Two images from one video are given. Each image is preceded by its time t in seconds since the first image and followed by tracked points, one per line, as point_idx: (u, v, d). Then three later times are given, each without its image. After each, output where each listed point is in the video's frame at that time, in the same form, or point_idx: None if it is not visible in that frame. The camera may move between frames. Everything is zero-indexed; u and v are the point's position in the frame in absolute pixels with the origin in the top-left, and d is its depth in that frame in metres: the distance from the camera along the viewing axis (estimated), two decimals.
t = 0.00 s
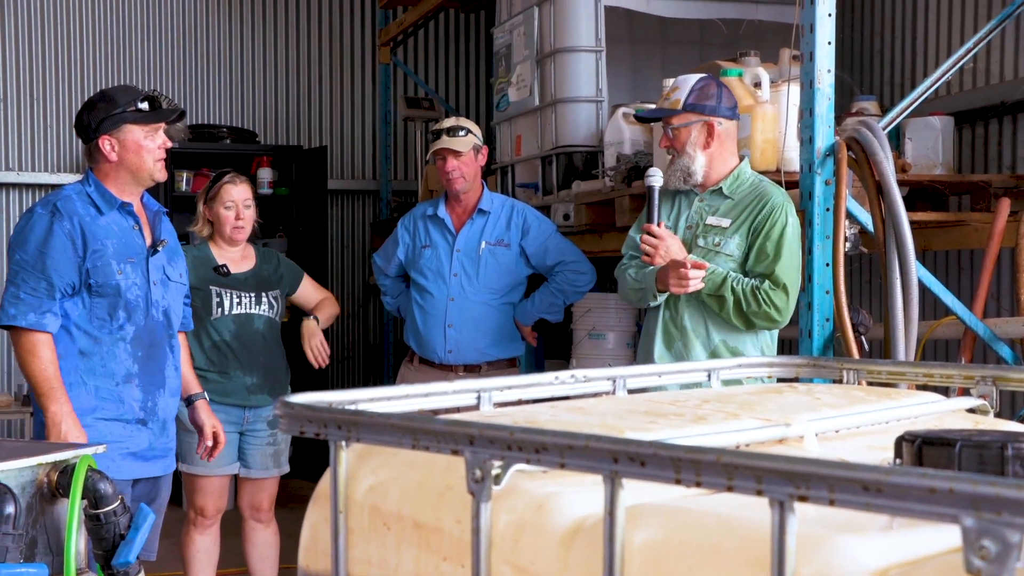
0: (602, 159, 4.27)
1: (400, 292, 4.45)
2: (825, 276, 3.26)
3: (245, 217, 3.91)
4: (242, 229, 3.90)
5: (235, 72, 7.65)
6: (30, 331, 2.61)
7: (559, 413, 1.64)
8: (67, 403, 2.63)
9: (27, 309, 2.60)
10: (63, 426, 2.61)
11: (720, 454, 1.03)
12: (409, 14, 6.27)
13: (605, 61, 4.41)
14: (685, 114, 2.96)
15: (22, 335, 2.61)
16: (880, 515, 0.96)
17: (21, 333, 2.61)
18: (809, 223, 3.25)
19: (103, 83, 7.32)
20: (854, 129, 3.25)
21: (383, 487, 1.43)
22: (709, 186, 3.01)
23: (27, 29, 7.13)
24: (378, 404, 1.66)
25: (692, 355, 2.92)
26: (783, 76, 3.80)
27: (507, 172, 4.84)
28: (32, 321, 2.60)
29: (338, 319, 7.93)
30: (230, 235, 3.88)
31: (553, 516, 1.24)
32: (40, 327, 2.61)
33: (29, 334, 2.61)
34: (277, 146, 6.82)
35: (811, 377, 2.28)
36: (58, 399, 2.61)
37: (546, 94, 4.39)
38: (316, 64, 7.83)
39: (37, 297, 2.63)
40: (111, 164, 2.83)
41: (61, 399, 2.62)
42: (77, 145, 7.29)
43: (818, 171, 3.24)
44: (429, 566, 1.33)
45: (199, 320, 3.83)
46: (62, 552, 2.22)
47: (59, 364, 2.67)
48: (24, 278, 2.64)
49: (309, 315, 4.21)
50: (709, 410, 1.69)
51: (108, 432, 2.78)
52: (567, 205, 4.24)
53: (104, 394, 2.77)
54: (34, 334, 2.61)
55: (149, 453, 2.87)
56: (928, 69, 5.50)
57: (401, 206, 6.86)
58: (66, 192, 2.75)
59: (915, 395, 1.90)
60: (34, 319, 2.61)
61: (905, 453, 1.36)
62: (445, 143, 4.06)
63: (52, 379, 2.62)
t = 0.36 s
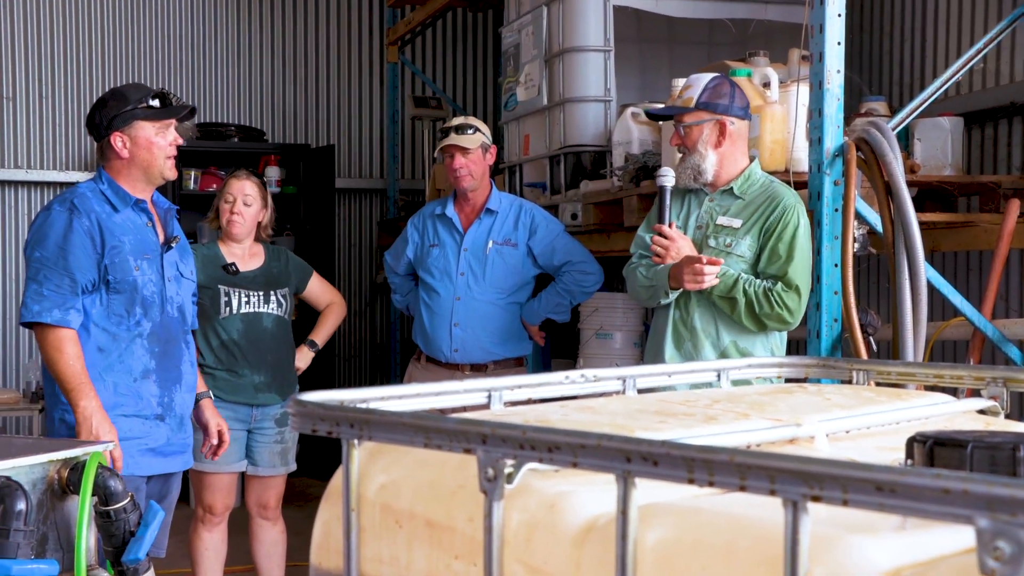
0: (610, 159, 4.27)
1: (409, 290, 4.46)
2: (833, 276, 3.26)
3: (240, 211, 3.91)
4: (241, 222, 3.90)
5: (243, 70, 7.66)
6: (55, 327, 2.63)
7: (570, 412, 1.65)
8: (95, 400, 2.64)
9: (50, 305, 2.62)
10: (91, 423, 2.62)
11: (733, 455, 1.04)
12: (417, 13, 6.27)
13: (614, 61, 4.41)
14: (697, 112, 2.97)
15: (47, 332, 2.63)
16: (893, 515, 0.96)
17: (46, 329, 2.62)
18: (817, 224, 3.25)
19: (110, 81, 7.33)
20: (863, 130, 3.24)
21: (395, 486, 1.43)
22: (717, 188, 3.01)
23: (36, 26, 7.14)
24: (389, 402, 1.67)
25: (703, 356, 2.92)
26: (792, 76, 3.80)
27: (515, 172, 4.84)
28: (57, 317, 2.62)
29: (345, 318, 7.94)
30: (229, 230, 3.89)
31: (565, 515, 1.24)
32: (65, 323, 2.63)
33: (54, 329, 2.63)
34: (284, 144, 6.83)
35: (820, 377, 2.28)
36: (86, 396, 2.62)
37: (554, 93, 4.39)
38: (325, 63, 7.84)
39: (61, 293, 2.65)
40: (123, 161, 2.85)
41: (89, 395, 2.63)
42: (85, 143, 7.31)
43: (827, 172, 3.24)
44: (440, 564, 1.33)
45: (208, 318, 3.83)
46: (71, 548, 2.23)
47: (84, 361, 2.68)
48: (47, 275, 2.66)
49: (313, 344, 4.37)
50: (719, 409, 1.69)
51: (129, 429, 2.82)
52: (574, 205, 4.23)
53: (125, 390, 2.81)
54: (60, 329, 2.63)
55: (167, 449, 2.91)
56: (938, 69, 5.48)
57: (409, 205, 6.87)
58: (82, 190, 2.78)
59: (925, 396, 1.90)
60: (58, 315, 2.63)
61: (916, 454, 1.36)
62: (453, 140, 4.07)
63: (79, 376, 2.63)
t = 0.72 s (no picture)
0: (617, 160, 4.28)
1: (418, 291, 4.47)
2: (841, 279, 3.26)
3: (261, 216, 3.94)
4: (259, 226, 3.92)
5: (250, 71, 7.67)
6: (67, 331, 2.66)
7: (581, 414, 1.65)
8: (88, 410, 2.67)
9: (63, 308, 2.65)
10: (82, 431, 2.66)
11: (747, 457, 1.04)
12: (424, 14, 6.28)
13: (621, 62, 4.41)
14: (708, 111, 2.96)
15: (56, 335, 2.66)
16: (908, 519, 0.96)
17: (57, 333, 2.65)
18: (825, 226, 3.24)
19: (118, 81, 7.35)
20: (871, 132, 3.24)
21: (407, 488, 1.43)
22: (725, 189, 3.01)
23: (44, 27, 7.17)
24: (400, 404, 1.67)
25: (714, 358, 2.92)
26: (800, 78, 3.79)
27: (523, 173, 4.85)
28: (69, 321, 2.65)
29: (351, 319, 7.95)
30: (245, 233, 3.91)
31: (577, 518, 1.24)
32: (75, 327, 2.66)
33: (64, 333, 2.66)
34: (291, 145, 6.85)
35: (830, 380, 2.28)
36: (80, 405, 2.66)
37: (562, 95, 4.40)
38: (332, 65, 7.85)
39: (73, 296, 2.68)
40: (132, 161, 2.88)
41: (83, 405, 2.66)
42: (93, 144, 7.33)
43: (835, 174, 3.22)
44: (452, 566, 1.34)
45: (216, 318, 3.84)
46: (80, 548, 2.23)
47: (85, 368, 2.71)
48: (59, 279, 2.69)
49: (320, 350, 4.40)
50: (730, 412, 1.69)
51: (140, 429, 2.84)
52: (581, 206, 4.23)
53: (140, 391, 2.84)
54: (69, 333, 2.66)
55: (179, 449, 2.94)
56: (947, 71, 5.47)
57: (416, 206, 6.87)
58: (93, 192, 2.80)
59: (936, 399, 1.89)
60: (70, 318, 2.66)
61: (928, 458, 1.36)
62: (458, 139, 4.09)
63: (78, 384, 2.66)
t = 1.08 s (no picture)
0: (624, 165, 4.28)
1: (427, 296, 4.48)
2: (850, 283, 3.26)
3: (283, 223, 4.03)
4: (275, 233, 3.98)
5: (256, 77, 7.69)
6: (77, 338, 2.67)
7: (594, 420, 1.65)
8: (113, 410, 2.68)
9: (71, 316, 2.66)
10: (109, 433, 2.67)
11: (765, 463, 1.04)
12: (430, 20, 6.28)
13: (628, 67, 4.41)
14: (721, 111, 2.96)
15: (68, 342, 2.67)
16: (927, 525, 0.96)
17: (66, 339, 2.66)
18: (834, 231, 3.25)
19: (123, 88, 7.37)
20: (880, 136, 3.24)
21: (421, 494, 1.43)
22: (730, 194, 3.01)
23: (51, 34, 7.18)
24: (412, 409, 1.67)
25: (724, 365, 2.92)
26: (807, 83, 3.79)
27: (529, 178, 4.85)
28: (78, 327, 2.66)
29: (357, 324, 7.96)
30: (262, 239, 3.95)
31: (593, 523, 1.24)
32: (85, 334, 2.67)
33: (75, 340, 2.67)
34: (298, 150, 6.86)
35: (840, 385, 2.28)
36: (104, 405, 2.67)
37: (569, 100, 4.40)
38: (337, 70, 7.86)
39: (82, 303, 2.69)
40: (143, 167, 2.89)
41: (107, 405, 2.67)
42: (100, 150, 7.34)
43: (843, 178, 3.23)
44: (468, 572, 1.34)
45: (223, 325, 3.84)
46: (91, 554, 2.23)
47: (105, 371, 2.73)
48: (68, 285, 2.69)
49: (328, 353, 4.41)
50: (742, 417, 1.69)
51: (148, 436, 2.84)
52: (589, 211, 4.23)
53: (149, 397, 2.84)
54: (81, 339, 2.67)
55: (187, 456, 2.94)
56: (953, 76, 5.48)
57: (422, 211, 6.88)
58: (101, 199, 2.80)
59: (948, 404, 1.89)
60: (79, 326, 2.67)
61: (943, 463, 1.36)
62: (466, 144, 4.11)
63: (99, 387, 2.68)
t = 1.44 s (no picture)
0: (635, 161, 4.27)
1: (439, 292, 4.49)
2: (863, 279, 3.24)
3: (296, 219, 4.05)
4: (289, 228, 3.99)
5: (267, 74, 7.69)
6: (88, 334, 2.68)
7: (611, 415, 1.65)
8: (114, 411, 2.70)
9: (83, 313, 2.67)
10: (108, 432, 2.68)
11: (788, 459, 1.04)
12: (439, 16, 6.29)
13: (639, 64, 4.41)
14: (733, 107, 2.96)
15: (79, 338, 2.68)
16: (953, 521, 0.96)
17: (78, 336, 2.67)
18: (847, 226, 3.24)
19: (135, 85, 7.38)
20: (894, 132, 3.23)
21: (441, 488, 1.43)
22: (741, 190, 3.00)
23: (63, 32, 7.21)
24: (430, 405, 1.68)
25: (734, 361, 2.91)
26: (819, 79, 3.78)
27: (540, 174, 4.86)
28: (89, 324, 2.67)
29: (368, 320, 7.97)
30: (276, 234, 3.96)
31: (614, 518, 1.24)
32: (96, 331, 2.68)
33: (85, 337, 2.68)
34: (308, 147, 6.87)
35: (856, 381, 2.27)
36: (106, 407, 2.68)
37: (580, 96, 4.40)
38: (346, 67, 7.87)
39: (94, 300, 2.70)
40: (157, 163, 2.90)
41: (109, 406, 2.69)
42: (111, 146, 7.36)
43: (857, 174, 3.22)
44: (487, 567, 1.34)
45: (236, 321, 3.83)
46: (107, 550, 2.24)
47: (110, 370, 2.73)
48: (80, 283, 2.71)
49: (339, 349, 4.43)
50: (760, 413, 1.69)
51: (160, 432, 2.85)
52: (600, 208, 4.22)
53: (161, 394, 2.85)
54: (91, 336, 2.68)
55: (200, 453, 2.95)
56: (966, 72, 5.46)
57: (432, 208, 6.89)
58: (115, 196, 2.81)
59: (966, 400, 1.89)
60: (91, 322, 2.68)
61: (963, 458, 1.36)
62: (479, 139, 4.12)
63: (104, 386, 2.68)
